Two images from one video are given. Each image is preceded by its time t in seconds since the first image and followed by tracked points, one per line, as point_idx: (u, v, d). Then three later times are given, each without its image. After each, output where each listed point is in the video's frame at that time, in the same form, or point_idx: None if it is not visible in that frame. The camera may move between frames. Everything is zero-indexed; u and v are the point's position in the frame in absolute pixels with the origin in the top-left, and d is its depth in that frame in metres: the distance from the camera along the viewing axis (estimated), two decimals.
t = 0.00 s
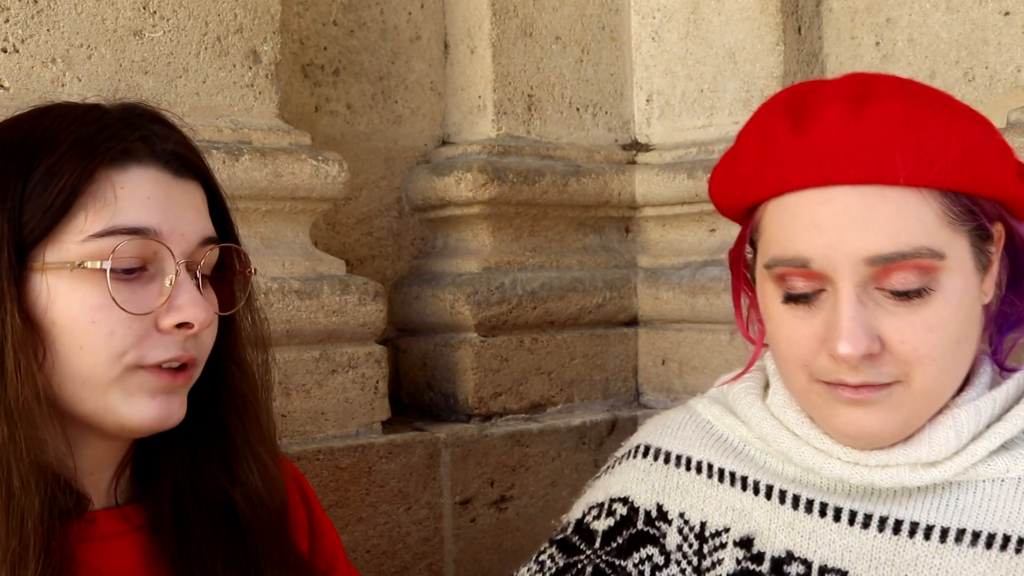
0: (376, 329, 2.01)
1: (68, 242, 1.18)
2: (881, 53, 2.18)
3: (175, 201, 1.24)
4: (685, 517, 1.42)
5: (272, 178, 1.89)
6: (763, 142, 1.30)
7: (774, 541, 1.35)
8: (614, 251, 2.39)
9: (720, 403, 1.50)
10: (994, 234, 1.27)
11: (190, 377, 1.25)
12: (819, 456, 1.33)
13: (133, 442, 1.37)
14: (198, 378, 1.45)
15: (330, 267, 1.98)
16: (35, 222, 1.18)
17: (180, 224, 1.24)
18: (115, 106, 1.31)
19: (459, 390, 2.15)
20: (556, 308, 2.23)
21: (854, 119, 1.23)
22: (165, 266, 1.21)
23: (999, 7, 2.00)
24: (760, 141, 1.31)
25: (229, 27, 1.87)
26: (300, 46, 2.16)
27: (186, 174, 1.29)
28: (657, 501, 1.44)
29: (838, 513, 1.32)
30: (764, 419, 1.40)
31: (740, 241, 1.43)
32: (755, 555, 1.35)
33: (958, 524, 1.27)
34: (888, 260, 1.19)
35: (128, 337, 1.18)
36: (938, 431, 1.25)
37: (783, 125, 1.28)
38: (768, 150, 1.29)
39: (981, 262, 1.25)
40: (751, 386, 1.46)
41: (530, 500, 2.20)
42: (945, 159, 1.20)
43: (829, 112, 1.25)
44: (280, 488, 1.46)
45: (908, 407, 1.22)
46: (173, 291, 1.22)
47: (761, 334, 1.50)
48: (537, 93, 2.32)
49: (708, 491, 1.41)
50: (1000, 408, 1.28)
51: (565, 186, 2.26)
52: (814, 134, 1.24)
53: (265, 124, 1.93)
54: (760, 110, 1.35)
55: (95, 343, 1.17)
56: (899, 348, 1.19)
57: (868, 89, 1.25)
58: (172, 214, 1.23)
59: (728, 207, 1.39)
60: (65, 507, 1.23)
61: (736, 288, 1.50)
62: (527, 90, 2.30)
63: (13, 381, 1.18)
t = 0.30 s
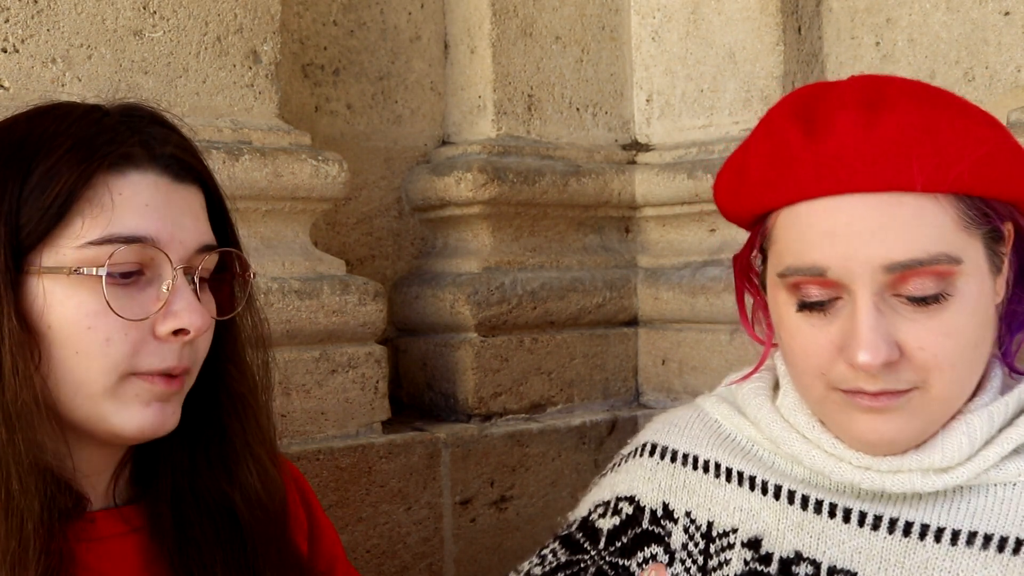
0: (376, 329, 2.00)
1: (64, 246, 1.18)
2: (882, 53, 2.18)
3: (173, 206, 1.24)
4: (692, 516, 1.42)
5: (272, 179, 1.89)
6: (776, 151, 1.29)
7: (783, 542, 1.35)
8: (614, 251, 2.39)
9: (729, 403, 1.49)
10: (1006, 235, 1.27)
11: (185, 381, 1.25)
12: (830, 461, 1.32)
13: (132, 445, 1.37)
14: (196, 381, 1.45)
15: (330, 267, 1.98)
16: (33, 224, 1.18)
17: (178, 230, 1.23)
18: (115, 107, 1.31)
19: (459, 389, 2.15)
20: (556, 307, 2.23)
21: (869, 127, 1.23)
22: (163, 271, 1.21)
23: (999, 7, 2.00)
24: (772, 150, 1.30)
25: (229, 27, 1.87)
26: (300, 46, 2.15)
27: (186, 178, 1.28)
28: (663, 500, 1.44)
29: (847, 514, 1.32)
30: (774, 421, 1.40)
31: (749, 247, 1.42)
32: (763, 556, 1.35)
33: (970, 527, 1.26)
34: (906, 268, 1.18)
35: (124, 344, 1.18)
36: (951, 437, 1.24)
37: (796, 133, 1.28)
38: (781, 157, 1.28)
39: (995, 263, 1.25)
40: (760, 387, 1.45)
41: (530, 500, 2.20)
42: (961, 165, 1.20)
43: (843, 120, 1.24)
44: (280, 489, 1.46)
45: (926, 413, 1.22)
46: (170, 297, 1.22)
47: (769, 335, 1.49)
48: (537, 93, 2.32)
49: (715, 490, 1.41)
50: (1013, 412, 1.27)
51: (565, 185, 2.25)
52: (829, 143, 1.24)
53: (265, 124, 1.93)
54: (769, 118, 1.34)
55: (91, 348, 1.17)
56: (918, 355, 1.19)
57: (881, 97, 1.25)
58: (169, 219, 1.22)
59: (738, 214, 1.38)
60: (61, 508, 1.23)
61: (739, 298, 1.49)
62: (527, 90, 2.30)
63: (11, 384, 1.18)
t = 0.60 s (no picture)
0: (376, 329, 2.00)
1: (68, 245, 1.18)
2: (882, 53, 2.18)
3: (176, 207, 1.24)
4: (698, 515, 1.41)
5: (272, 179, 1.89)
6: (789, 159, 1.28)
7: (789, 542, 1.35)
8: (614, 251, 2.39)
9: (735, 401, 1.49)
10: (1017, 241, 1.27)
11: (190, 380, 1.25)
12: (837, 466, 1.31)
13: (133, 445, 1.37)
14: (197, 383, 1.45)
15: (330, 267, 1.98)
16: (38, 224, 1.18)
17: (181, 231, 1.23)
18: (119, 108, 1.31)
19: (459, 389, 2.15)
20: (556, 307, 2.23)
21: (885, 139, 1.22)
22: (166, 271, 1.21)
23: (999, 7, 2.00)
24: (785, 159, 1.29)
25: (229, 27, 1.87)
26: (300, 46, 2.15)
27: (189, 179, 1.28)
28: (669, 499, 1.44)
29: (853, 515, 1.32)
30: (781, 423, 1.39)
31: (756, 251, 1.41)
32: (768, 556, 1.35)
33: (976, 530, 1.26)
34: (921, 282, 1.18)
35: (127, 343, 1.18)
36: (960, 444, 1.25)
37: (808, 145, 1.26)
38: (794, 168, 1.27)
39: (1006, 273, 1.25)
40: (768, 387, 1.44)
41: (530, 500, 2.20)
42: (978, 178, 1.20)
43: (857, 132, 1.23)
44: (280, 489, 1.45)
45: (937, 425, 1.22)
46: (173, 297, 1.21)
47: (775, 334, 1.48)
48: (537, 93, 2.32)
49: (721, 489, 1.41)
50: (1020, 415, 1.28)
51: (565, 185, 2.25)
52: (844, 154, 1.23)
53: (265, 124, 1.93)
54: (782, 125, 1.32)
55: (95, 348, 1.17)
56: (931, 368, 1.19)
57: (897, 108, 1.24)
58: (173, 220, 1.23)
59: (747, 222, 1.37)
60: (63, 506, 1.23)
61: (744, 304, 1.49)
62: (527, 90, 2.30)
63: (16, 383, 1.18)
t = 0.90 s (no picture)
0: (376, 329, 2.01)
1: (74, 245, 1.18)
2: (882, 53, 2.18)
3: (179, 207, 1.24)
4: (701, 512, 1.40)
5: (272, 178, 1.89)
6: (787, 146, 1.23)
7: (791, 540, 1.33)
8: (614, 251, 2.39)
9: (738, 399, 1.46)
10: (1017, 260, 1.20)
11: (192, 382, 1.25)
12: (833, 468, 1.29)
13: (134, 445, 1.37)
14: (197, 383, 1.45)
15: (330, 267, 1.98)
16: (43, 224, 1.18)
17: (185, 231, 1.23)
18: (122, 108, 1.31)
19: (459, 389, 2.15)
20: (556, 307, 2.23)
21: (885, 131, 1.16)
22: (170, 270, 1.21)
23: (999, 7, 2.00)
24: (784, 146, 1.24)
25: (229, 27, 1.87)
26: (300, 46, 2.16)
27: (193, 179, 1.28)
28: (672, 495, 1.42)
29: (855, 514, 1.30)
30: (779, 424, 1.36)
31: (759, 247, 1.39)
32: (770, 554, 1.33)
33: (977, 529, 1.24)
34: (878, 276, 1.13)
35: (132, 343, 1.18)
36: (954, 439, 1.22)
37: (797, 132, 1.23)
38: (780, 155, 1.24)
39: (991, 283, 1.17)
40: (769, 386, 1.42)
41: (530, 500, 2.20)
42: (976, 184, 1.14)
43: (840, 122, 1.19)
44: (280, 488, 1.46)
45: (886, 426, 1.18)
46: (177, 297, 1.22)
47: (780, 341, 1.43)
48: (537, 93, 2.32)
49: (724, 487, 1.39)
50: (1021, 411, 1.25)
51: (565, 185, 2.26)
52: (841, 144, 1.17)
53: (265, 124, 1.93)
54: (786, 115, 1.27)
55: (101, 348, 1.17)
56: (878, 366, 1.15)
57: (901, 102, 1.18)
58: (177, 220, 1.23)
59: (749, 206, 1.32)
60: (66, 506, 1.23)
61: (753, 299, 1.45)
62: (527, 90, 2.30)
63: (21, 382, 1.18)
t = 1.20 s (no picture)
0: (376, 329, 2.01)
1: (77, 244, 1.18)
2: (882, 53, 2.18)
3: (182, 206, 1.24)
4: (703, 513, 1.37)
5: (272, 179, 1.89)
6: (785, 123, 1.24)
7: (792, 542, 1.31)
8: (614, 251, 2.39)
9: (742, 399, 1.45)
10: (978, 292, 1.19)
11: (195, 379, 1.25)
12: (827, 471, 1.28)
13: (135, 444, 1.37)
14: (201, 377, 1.45)
15: (330, 267, 1.98)
16: (46, 224, 1.18)
17: (188, 230, 1.23)
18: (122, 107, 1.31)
19: (459, 390, 2.15)
20: (556, 307, 2.23)
21: (881, 127, 1.18)
22: (173, 269, 1.22)
23: (999, 7, 2.00)
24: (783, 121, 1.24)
25: (229, 27, 1.87)
26: (300, 46, 2.15)
27: (194, 178, 1.28)
28: (675, 495, 1.40)
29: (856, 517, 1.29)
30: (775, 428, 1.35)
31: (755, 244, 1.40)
32: (772, 555, 1.32)
33: (979, 534, 1.25)
34: (778, 252, 1.20)
35: (136, 341, 1.18)
36: (945, 433, 1.21)
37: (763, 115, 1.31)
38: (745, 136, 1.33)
39: (902, 285, 1.17)
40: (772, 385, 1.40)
41: (530, 500, 2.20)
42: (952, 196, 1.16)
43: (784, 108, 1.26)
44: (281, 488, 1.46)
45: (788, 403, 1.21)
46: (181, 296, 1.22)
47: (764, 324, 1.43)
48: (537, 93, 2.32)
49: (727, 487, 1.38)
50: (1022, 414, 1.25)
51: (565, 185, 2.26)
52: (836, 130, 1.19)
53: (265, 124, 1.93)
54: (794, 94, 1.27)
55: (103, 347, 1.17)
56: (771, 338, 1.20)
57: (902, 104, 1.20)
58: (179, 219, 1.23)
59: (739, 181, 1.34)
60: (67, 506, 1.23)
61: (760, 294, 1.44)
62: (527, 90, 2.30)
63: (24, 384, 1.18)
